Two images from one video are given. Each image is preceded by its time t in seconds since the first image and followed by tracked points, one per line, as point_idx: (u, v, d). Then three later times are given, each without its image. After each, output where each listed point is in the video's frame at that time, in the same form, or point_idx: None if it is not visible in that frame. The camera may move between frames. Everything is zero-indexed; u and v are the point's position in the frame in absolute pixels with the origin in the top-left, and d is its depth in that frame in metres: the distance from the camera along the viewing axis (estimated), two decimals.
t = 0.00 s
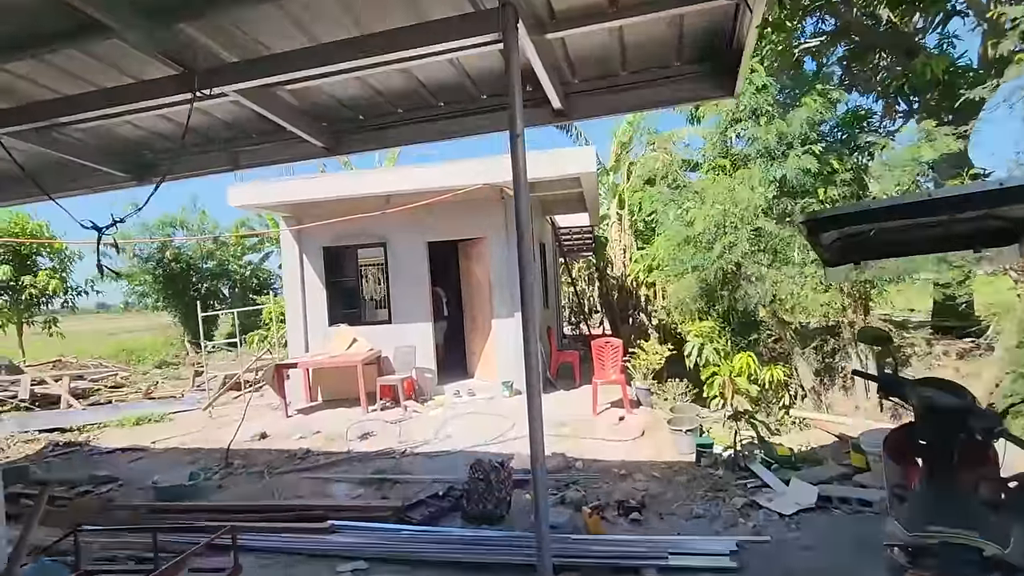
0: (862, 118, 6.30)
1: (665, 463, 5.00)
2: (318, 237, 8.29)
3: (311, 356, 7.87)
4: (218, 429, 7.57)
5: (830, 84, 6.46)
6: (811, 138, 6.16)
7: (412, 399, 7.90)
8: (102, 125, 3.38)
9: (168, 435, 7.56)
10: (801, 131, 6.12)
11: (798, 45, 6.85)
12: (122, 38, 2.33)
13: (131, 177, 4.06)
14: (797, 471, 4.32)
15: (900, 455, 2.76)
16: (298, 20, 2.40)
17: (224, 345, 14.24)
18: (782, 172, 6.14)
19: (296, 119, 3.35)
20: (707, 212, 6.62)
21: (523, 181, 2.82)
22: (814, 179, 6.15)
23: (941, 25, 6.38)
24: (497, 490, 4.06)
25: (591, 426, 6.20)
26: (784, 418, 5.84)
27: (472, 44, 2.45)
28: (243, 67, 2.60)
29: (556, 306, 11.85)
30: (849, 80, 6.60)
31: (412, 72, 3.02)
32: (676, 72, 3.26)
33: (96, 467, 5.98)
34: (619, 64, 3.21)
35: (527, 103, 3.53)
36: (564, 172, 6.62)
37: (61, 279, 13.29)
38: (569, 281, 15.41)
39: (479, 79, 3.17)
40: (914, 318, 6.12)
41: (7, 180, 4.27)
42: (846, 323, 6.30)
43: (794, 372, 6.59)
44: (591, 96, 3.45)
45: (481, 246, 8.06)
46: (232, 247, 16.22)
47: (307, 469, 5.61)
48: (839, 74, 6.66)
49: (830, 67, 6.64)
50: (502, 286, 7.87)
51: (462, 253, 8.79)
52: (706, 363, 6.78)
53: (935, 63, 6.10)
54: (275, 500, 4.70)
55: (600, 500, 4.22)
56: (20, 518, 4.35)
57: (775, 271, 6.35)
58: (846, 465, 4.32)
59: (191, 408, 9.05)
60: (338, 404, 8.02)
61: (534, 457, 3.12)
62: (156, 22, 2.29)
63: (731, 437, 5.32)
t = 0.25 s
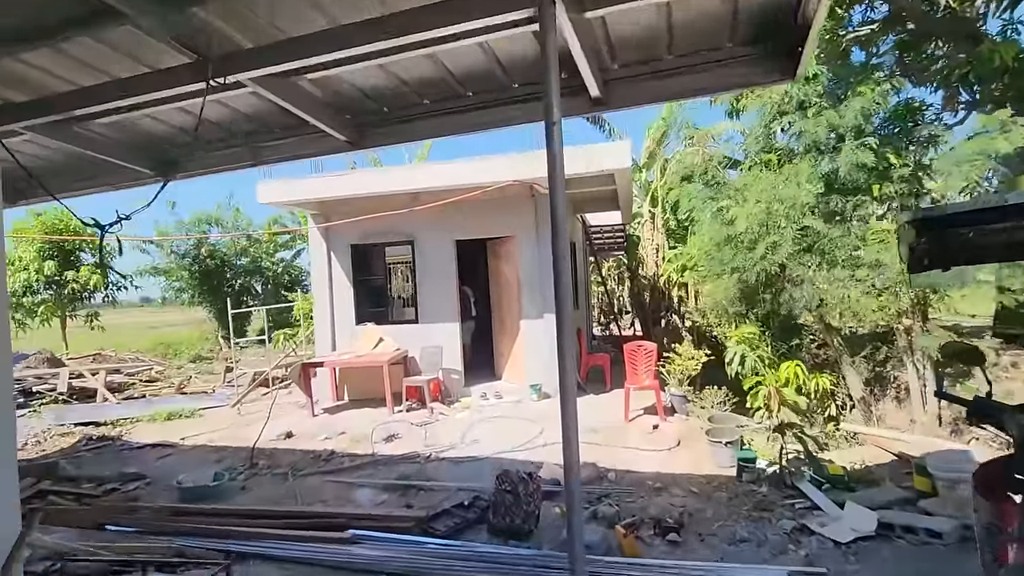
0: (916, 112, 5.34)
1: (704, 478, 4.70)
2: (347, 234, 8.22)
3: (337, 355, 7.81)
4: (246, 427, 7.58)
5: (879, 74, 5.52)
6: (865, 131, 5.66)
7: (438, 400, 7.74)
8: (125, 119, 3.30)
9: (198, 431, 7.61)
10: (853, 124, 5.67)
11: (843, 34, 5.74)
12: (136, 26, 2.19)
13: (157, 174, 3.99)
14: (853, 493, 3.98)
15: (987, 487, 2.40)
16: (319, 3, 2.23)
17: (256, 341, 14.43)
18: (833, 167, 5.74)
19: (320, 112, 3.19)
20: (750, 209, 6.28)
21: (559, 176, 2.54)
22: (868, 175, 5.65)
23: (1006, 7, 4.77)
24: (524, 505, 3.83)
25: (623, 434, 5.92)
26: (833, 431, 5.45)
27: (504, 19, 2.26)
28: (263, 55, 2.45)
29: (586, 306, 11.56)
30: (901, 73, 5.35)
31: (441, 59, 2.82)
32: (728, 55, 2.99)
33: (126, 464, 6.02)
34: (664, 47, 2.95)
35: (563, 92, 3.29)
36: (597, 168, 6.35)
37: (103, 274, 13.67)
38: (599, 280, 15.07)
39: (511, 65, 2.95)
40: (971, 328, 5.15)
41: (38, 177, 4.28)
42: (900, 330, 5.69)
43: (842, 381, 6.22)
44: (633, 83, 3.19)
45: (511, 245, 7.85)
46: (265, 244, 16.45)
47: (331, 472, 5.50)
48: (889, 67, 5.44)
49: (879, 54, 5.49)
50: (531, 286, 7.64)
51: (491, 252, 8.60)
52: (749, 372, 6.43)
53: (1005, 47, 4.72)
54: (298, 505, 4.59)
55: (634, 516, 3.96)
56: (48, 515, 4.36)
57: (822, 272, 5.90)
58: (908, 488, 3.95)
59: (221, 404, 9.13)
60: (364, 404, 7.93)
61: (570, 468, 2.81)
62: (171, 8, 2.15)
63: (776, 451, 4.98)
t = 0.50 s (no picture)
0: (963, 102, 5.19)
1: (732, 484, 4.49)
2: (368, 228, 8.17)
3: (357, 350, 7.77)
4: (267, 420, 7.60)
5: (921, 62, 5.29)
6: (911, 120, 5.40)
7: (457, 397, 7.63)
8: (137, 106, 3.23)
9: (220, 423, 7.67)
10: (897, 112, 5.39)
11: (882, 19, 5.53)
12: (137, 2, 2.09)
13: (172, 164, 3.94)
14: (896, 505, 3.73)
15: None
16: None
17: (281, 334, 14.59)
18: (876, 157, 5.48)
19: (334, 97, 3.08)
20: (784, 202, 5.96)
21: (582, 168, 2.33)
22: (913, 165, 5.38)
23: None
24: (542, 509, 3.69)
25: (647, 436, 5.72)
26: (871, 437, 5.17)
27: None
28: (269, 34, 2.33)
29: (609, 303, 11.33)
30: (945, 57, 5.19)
31: (458, 38, 2.67)
32: (769, 30, 2.78)
33: (148, 454, 6.08)
34: (699, 22, 2.77)
35: (589, 75, 3.12)
36: (622, 160, 6.15)
37: (133, 267, 14.17)
38: (622, 277, 14.81)
39: (533, 45, 2.79)
40: None
41: (58, 168, 4.27)
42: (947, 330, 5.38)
43: (881, 385, 5.99)
44: (664, 62, 3.01)
45: (533, 239, 7.70)
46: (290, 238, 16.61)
47: (348, 468, 5.44)
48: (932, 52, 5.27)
49: (922, 41, 5.31)
50: (553, 282, 7.47)
51: (512, 247, 8.45)
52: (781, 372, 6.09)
53: None
54: (313, 502, 4.53)
55: (658, 524, 3.78)
56: (69, 505, 4.38)
57: (862, 270, 5.61)
58: (957, 502, 3.68)
59: (244, 396, 9.21)
60: (383, 399, 7.89)
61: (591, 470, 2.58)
62: None
63: (810, 457, 4.72)
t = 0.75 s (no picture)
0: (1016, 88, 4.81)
1: (760, 493, 4.22)
2: (385, 220, 8.05)
3: (373, 343, 7.68)
4: (282, 412, 7.57)
5: (971, 44, 4.91)
6: (960, 105, 5.00)
7: (473, 393, 7.46)
8: (137, 87, 3.10)
9: (236, 414, 7.67)
10: (947, 96, 4.99)
11: None
12: None
13: (178, 149, 3.83)
14: (943, 522, 3.44)
15: None
16: None
17: (302, 326, 14.65)
18: (921, 146, 5.08)
19: (341, 77, 2.91)
20: (819, 193, 5.62)
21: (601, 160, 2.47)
22: (963, 155, 4.98)
23: None
24: (555, 514, 3.49)
25: (668, 437, 5.48)
26: (911, 446, 4.84)
27: None
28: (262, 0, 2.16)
29: (631, 299, 11.05)
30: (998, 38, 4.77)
31: (469, 8, 2.47)
32: None
33: (163, 444, 6.07)
34: None
35: (610, 49, 2.89)
36: (647, 149, 5.88)
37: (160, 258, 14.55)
38: (646, 272, 14.48)
39: (550, 15, 2.58)
40: None
41: (69, 154, 4.22)
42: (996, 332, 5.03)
43: (920, 388, 5.70)
44: (695, 33, 2.77)
45: (553, 232, 7.47)
46: (313, 231, 16.62)
47: (359, 464, 5.33)
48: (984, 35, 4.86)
49: (969, 26, 4.94)
50: (573, 276, 7.24)
51: (532, 240, 8.24)
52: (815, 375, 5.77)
53: None
54: (321, 498, 4.42)
55: (679, 533, 3.55)
56: (79, 495, 4.36)
57: (902, 266, 5.27)
58: (1012, 520, 3.36)
59: (262, 387, 9.21)
60: (399, 393, 7.78)
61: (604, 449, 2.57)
62: None
63: (845, 465, 4.42)
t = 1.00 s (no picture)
0: None
1: (785, 500, 4.01)
2: (399, 211, 7.94)
3: (386, 336, 7.60)
4: (296, 404, 7.54)
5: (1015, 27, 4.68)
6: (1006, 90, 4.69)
7: (488, 388, 7.30)
8: (135, 71, 3.00)
9: (250, 406, 7.67)
10: (993, 80, 4.67)
11: None
12: None
13: (183, 138, 3.74)
14: (985, 538, 3.21)
15: None
16: None
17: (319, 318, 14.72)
18: (965, 133, 4.75)
19: (343, 58, 2.77)
20: (851, 183, 5.35)
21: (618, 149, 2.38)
22: (1010, 143, 4.65)
23: None
24: (567, 518, 3.35)
25: (687, 438, 5.28)
26: (948, 453, 4.56)
27: None
28: None
29: (649, 294, 10.83)
30: None
31: None
32: None
33: (176, 436, 6.07)
34: None
35: (629, 26, 2.71)
36: (669, 137, 5.64)
37: (180, 249, 14.70)
38: (664, 266, 14.20)
39: None
40: None
41: (77, 144, 4.16)
42: None
43: (958, 390, 5.39)
44: (722, 7, 2.56)
45: (570, 224, 7.28)
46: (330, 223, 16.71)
47: (370, 459, 5.25)
48: None
49: (1009, 9, 4.67)
50: (590, 270, 7.05)
51: (548, 232, 8.05)
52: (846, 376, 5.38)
53: None
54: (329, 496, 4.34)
55: (698, 542, 3.38)
56: (88, 487, 4.35)
57: (940, 262, 4.96)
58: None
59: (277, 379, 9.23)
60: (412, 387, 7.70)
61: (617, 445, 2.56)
62: None
63: (877, 473, 4.17)
